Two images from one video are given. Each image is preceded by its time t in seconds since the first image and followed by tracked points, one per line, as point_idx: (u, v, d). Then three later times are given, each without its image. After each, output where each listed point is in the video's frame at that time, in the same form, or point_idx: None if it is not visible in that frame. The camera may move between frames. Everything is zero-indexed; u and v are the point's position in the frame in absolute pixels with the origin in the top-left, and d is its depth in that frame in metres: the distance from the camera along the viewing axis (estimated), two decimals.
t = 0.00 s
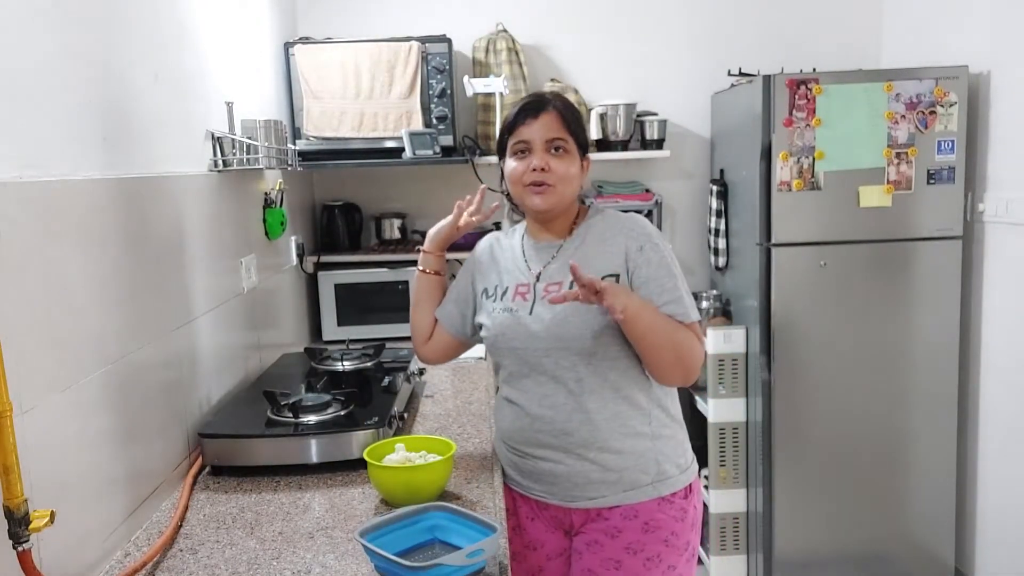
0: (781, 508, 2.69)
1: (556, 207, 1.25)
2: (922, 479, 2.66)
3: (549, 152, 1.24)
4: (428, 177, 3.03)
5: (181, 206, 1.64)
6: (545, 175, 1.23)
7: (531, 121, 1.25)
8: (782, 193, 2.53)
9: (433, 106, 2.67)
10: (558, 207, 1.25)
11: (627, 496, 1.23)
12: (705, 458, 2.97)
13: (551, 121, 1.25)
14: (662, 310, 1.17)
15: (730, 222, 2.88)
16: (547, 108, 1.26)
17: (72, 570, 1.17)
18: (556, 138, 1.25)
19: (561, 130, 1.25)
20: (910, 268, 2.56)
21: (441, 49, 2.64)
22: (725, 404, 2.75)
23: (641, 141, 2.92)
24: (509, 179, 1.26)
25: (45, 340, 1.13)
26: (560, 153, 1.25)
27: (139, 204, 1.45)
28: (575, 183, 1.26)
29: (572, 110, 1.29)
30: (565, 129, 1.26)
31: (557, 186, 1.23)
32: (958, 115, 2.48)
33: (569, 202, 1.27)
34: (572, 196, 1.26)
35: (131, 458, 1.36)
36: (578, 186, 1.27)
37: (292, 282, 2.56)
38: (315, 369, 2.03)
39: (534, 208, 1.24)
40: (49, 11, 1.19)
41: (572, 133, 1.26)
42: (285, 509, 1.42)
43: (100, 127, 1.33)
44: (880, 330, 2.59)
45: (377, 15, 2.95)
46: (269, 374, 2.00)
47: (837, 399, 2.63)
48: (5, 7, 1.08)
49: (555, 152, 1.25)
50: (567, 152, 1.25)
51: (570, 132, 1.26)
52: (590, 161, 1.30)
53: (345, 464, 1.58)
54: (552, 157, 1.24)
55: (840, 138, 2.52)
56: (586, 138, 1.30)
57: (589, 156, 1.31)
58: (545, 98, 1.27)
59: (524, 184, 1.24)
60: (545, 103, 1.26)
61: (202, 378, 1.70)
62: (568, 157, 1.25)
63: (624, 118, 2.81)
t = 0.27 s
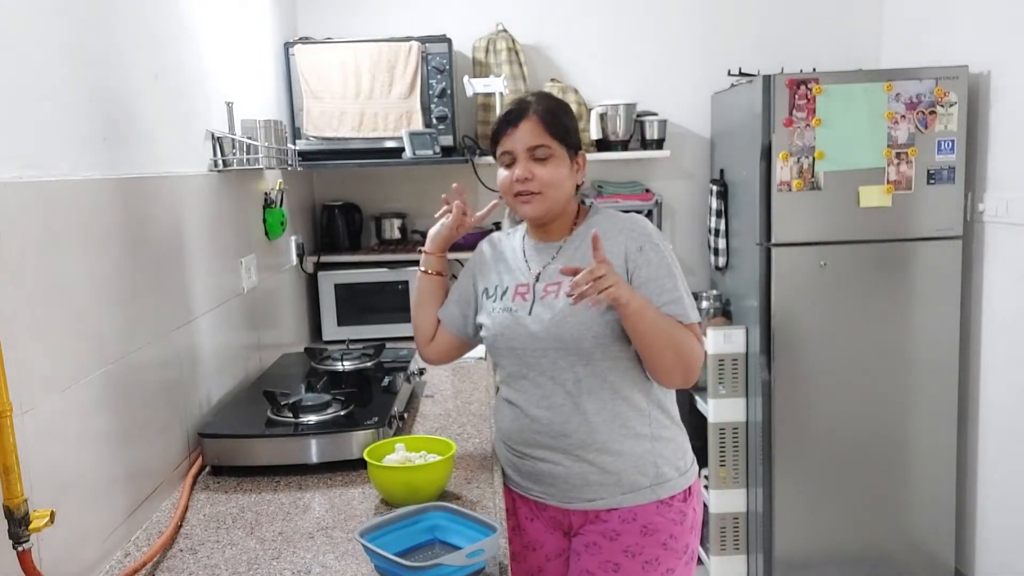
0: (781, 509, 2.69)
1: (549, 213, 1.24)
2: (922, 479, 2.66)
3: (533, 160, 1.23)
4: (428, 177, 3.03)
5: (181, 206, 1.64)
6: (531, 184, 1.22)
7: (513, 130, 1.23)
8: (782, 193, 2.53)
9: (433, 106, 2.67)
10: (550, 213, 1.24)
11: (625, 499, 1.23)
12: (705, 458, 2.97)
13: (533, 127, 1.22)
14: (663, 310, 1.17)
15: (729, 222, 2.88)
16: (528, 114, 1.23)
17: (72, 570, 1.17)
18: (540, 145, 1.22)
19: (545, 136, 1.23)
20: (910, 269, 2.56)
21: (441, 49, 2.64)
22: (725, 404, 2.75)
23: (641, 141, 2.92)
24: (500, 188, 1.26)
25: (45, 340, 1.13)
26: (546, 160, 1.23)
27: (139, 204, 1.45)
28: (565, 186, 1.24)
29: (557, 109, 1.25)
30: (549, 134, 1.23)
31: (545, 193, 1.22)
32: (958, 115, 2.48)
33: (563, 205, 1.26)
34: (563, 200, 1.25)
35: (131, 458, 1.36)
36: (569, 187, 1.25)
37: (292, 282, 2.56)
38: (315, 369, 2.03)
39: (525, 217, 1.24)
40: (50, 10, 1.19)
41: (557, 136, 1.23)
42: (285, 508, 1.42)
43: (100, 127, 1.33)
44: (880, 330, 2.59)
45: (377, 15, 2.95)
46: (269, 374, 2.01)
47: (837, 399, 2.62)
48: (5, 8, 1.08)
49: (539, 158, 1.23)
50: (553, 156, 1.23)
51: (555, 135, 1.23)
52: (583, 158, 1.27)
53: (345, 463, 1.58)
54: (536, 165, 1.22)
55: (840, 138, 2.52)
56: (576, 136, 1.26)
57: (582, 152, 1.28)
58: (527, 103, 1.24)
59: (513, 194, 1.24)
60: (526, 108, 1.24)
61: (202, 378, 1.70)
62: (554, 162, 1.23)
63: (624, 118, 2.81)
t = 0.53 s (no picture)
0: (781, 509, 2.69)
1: (538, 231, 1.23)
2: (922, 479, 2.66)
3: (498, 195, 1.20)
4: (428, 177, 3.03)
5: (181, 206, 1.64)
6: (506, 218, 1.21)
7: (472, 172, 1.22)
8: (782, 193, 2.53)
9: (433, 106, 2.67)
10: (538, 230, 1.23)
11: (622, 507, 1.22)
12: (705, 458, 2.97)
13: (483, 167, 1.19)
14: (662, 316, 1.17)
15: (729, 222, 2.88)
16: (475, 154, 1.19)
17: (72, 570, 1.17)
18: (496, 182, 1.19)
19: (500, 169, 1.18)
20: (910, 269, 2.56)
21: (441, 49, 2.64)
22: (725, 404, 2.75)
23: (641, 141, 2.92)
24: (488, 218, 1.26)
25: (45, 340, 1.13)
26: (508, 193, 1.19)
27: (139, 204, 1.45)
28: (541, 204, 1.20)
29: (507, 131, 1.18)
30: (500, 167, 1.18)
31: (522, 220, 1.21)
32: (958, 115, 2.48)
33: (550, 217, 1.22)
34: (545, 215, 1.21)
35: (131, 458, 1.36)
36: (548, 201, 1.21)
37: (292, 282, 2.56)
38: (315, 369, 2.03)
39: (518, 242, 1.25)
40: (50, 10, 1.19)
41: (508, 165, 1.17)
42: (285, 509, 1.42)
43: (100, 127, 1.33)
44: (880, 330, 2.59)
45: (377, 14, 2.95)
46: (269, 374, 2.00)
47: (838, 399, 2.62)
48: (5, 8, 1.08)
49: (504, 190, 1.20)
50: (514, 186, 1.19)
51: (506, 167, 1.18)
52: (554, 163, 1.19)
53: (345, 463, 1.58)
54: (503, 199, 1.20)
55: (840, 138, 2.52)
56: (534, 149, 1.18)
57: (556, 156, 1.20)
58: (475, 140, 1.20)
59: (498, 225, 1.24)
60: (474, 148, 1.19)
61: (202, 378, 1.70)
62: (517, 190, 1.19)
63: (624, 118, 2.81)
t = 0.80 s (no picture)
0: (781, 509, 2.69)
1: (538, 235, 1.23)
2: (922, 479, 2.66)
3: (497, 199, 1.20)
4: (429, 177, 3.03)
5: (181, 206, 1.64)
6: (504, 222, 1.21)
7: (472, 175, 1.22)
8: (782, 192, 2.53)
9: (433, 106, 2.67)
10: (538, 234, 1.23)
11: (616, 515, 1.22)
12: (705, 459, 2.97)
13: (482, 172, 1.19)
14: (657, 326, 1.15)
15: (730, 222, 2.88)
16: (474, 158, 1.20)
17: (72, 571, 1.17)
18: (494, 186, 1.19)
19: (498, 173, 1.18)
20: (910, 269, 2.56)
21: (441, 49, 2.64)
22: (725, 404, 2.75)
23: (641, 141, 2.92)
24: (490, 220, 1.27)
25: (45, 341, 1.13)
26: (507, 197, 1.19)
27: (139, 204, 1.45)
28: (541, 208, 1.20)
29: (506, 135, 1.18)
30: (499, 171, 1.17)
31: (519, 225, 1.21)
32: (958, 115, 2.48)
33: (550, 221, 1.22)
34: (544, 219, 1.21)
35: (130, 458, 1.36)
36: (547, 205, 1.20)
37: (292, 282, 2.56)
38: (315, 369, 2.03)
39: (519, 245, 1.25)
40: (50, 11, 1.20)
41: (507, 169, 1.17)
42: (285, 509, 1.42)
43: (100, 128, 1.33)
44: (880, 330, 2.59)
45: (377, 14, 2.95)
46: (269, 374, 2.00)
47: (838, 399, 2.62)
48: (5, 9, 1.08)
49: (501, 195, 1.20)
50: (511, 191, 1.19)
51: (505, 170, 1.17)
52: (554, 167, 1.18)
53: (345, 463, 1.58)
54: (501, 204, 1.20)
55: (840, 138, 2.52)
56: (534, 152, 1.18)
57: (556, 158, 1.19)
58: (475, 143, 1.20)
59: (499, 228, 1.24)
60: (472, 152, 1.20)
61: (201, 378, 1.70)
62: (515, 195, 1.18)
63: (624, 118, 2.81)
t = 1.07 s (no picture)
0: (781, 509, 2.69)
1: (544, 231, 1.23)
2: (922, 479, 2.66)
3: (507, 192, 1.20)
4: (429, 177, 3.03)
5: (181, 206, 1.64)
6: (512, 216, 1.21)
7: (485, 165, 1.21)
8: (782, 192, 2.53)
9: (433, 106, 2.67)
10: (545, 230, 1.22)
11: (612, 519, 1.22)
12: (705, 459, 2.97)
13: (495, 163, 1.19)
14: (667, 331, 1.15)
15: (729, 222, 2.88)
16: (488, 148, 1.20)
17: (72, 571, 1.17)
18: (506, 178, 1.18)
19: (511, 165, 1.18)
20: (910, 269, 2.56)
21: (442, 49, 2.64)
22: (725, 404, 2.75)
23: (641, 141, 2.92)
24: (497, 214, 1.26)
25: (45, 341, 1.13)
26: (518, 190, 1.19)
27: (139, 204, 1.45)
28: (551, 205, 1.20)
29: (521, 129, 1.18)
30: (512, 164, 1.17)
31: (528, 220, 1.21)
32: (958, 115, 2.48)
33: (557, 219, 1.22)
34: (554, 215, 1.21)
35: (130, 458, 1.36)
36: (557, 202, 1.20)
37: (292, 282, 2.56)
38: (315, 369, 2.03)
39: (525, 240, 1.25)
40: (50, 10, 1.19)
41: (520, 162, 1.17)
42: (285, 509, 1.42)
43: (100, 128, 1.33)
44: (880, 330, 2.59)
45: (377, 14, 2.95)
46: (269, 374, 2.00)
47: (838, 399, 2.62)
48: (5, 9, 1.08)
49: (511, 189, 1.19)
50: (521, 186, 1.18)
51: (518, 164, 1.17)
52: (566, 165, 1.18)
53: (345, 463, 1.58)
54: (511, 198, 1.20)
55: (840, 138, 2.52)
56: (548, 148, 1.18)
57: (569, 157, 1.19)
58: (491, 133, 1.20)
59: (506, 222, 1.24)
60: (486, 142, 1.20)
61: (201, 378, 1.70)
62: (526, 189, 1.18)
63: (624, 118, 2.81)
